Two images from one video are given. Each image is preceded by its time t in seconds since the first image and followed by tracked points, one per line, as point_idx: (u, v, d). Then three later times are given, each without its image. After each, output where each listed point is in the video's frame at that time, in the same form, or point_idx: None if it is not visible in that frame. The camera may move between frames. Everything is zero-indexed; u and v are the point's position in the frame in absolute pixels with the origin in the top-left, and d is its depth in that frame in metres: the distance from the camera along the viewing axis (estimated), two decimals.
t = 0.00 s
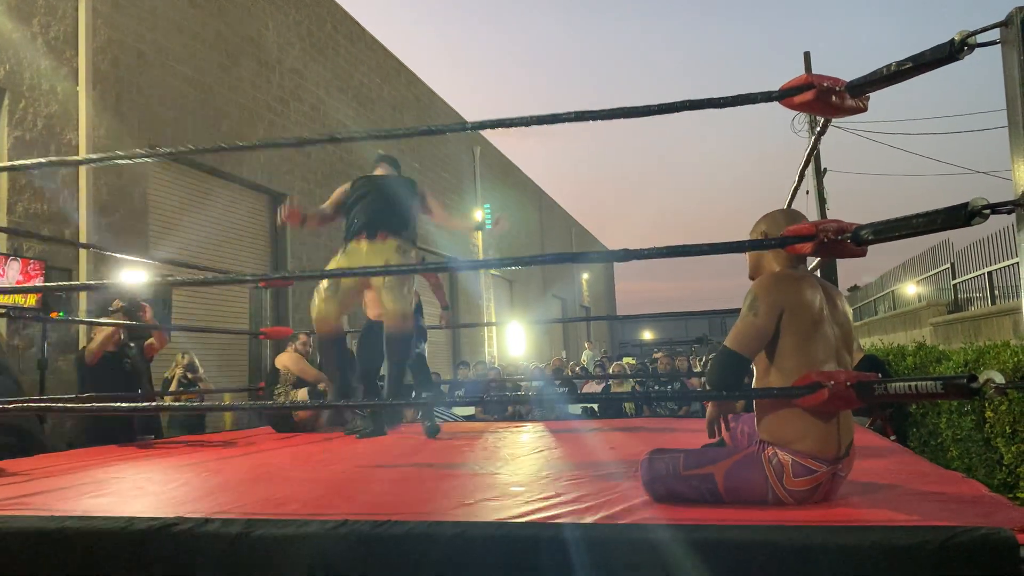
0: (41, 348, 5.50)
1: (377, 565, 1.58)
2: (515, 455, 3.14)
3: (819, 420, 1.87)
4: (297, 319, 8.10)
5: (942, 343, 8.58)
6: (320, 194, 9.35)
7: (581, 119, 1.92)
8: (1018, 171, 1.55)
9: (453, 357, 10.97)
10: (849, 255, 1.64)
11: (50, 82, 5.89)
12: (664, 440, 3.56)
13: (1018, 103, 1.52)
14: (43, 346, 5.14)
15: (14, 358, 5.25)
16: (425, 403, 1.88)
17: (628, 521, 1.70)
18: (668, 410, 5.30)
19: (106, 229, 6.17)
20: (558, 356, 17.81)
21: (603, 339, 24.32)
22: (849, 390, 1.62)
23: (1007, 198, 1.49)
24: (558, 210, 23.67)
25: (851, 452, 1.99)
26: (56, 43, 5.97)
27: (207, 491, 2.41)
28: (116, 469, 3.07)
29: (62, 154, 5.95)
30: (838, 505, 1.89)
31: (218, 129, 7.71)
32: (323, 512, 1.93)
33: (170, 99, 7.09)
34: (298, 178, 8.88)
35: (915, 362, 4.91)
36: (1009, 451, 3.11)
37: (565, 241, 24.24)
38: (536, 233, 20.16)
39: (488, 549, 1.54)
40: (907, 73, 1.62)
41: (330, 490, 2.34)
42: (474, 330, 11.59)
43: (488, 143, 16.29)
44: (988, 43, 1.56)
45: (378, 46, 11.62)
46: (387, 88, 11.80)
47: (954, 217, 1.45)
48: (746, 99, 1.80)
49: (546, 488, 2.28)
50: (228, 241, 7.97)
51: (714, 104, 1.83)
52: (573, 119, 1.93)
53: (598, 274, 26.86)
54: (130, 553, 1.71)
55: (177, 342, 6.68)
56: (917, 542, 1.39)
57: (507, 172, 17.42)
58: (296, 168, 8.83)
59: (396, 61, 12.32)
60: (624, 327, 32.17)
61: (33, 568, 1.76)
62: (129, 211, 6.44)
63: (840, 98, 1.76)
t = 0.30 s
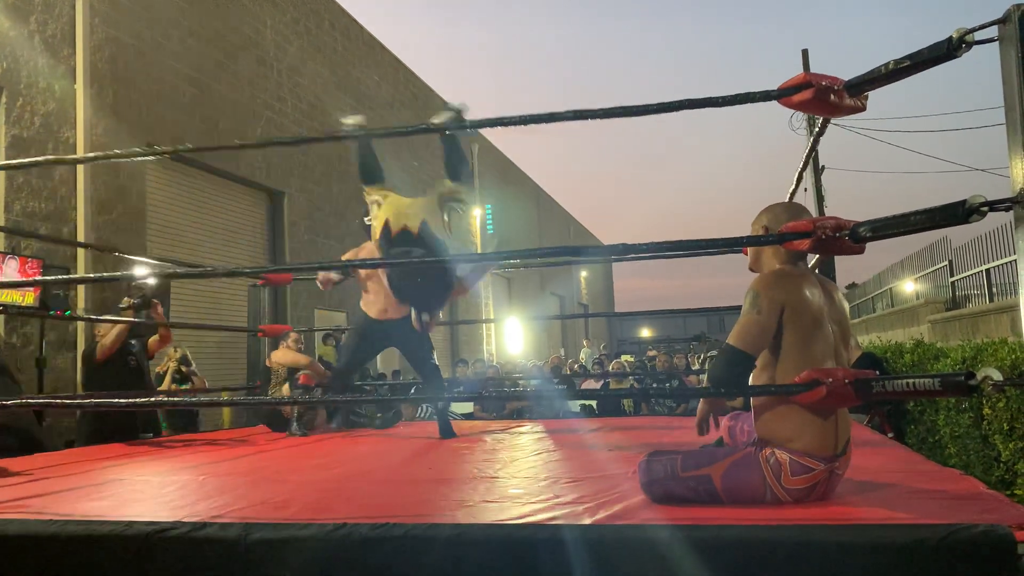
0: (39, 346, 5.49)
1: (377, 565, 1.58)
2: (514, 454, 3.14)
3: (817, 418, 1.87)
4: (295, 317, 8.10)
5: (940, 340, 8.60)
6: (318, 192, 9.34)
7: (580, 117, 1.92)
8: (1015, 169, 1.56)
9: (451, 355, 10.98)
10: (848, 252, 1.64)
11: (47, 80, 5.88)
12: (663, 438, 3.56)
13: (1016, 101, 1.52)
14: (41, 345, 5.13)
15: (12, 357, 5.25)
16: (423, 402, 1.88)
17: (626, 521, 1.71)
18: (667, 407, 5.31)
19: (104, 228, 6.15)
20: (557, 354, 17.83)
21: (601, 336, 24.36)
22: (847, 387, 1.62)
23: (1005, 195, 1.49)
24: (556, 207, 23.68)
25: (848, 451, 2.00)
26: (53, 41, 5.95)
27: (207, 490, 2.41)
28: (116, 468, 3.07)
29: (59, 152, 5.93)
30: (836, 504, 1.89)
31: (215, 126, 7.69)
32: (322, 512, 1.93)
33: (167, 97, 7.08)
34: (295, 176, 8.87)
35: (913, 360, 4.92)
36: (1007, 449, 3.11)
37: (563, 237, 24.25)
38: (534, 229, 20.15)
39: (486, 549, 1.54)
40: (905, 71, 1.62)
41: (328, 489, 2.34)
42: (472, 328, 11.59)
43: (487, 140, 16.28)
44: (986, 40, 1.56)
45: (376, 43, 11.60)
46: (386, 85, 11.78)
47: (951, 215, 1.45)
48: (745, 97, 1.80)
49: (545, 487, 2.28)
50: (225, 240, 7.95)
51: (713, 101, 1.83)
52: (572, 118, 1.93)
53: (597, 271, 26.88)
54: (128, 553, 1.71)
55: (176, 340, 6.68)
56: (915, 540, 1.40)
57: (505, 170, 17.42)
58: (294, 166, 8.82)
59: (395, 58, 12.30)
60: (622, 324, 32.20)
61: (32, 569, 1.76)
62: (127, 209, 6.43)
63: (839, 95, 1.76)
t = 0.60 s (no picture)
0: (37, 346, 5.49)
1: (376, 564, 1.58)
2: (512, 452, 3.14)
3: (815, 417, 1.87)
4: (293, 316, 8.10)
5: (938, 338, 8.62)
6: (316, 190, 9.34)
7: (578, 115, 1.92)
8: (1013, 166, 1.56)
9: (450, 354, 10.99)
10: (845, 250, 1.64)
11: (45, 79, 5.86)
12: (661, 437, 3.57)
13: (1012, 98, 1.52)
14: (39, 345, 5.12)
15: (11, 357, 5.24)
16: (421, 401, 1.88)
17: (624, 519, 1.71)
18: (665, 406, 5.32)
19: (101, 227, 6.14)
20: (556, 353, 17.85)
21: (599, 335, 24.37)
22: (844, 385, 1.62)
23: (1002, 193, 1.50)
24: (554, 206, 23.69)
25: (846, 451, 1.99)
26: (51, 40, 5.93)
27: (206, 490, 2.41)
28: (115, 468, 3.07)
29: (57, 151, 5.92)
30: (834, 502, 1.89)
31: (213, 125, 7.67)
32: (321, 511, 1.93)
33: (165, 96, 7.06)
34: (293, 175, 8.86)
35: (911, 357, 4.93)
36: (1004, 446, 3.13)
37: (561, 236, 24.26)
38: (532, 228, 20.16)
39: (485, 549, 1.54)
40: (903, 68, 1.62)
41: (327, 489, 2.34)
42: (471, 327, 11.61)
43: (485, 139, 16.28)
44: (984, 37, 1.56)
45: (373, 43, 11.60)
46: (383, 84, 11.77)
47: (950, 214, 1.45)
48: (743, 94, 1.80)
49: (543, 485, 2.28)
50: (223, 239, 7.94)
51: (711, 98, 1.83)
52: (569, 115, 1.93)
53: (594, 269, 26.89)
54: (127, 552, 1.71)
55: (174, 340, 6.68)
56: (913, 538, 1.40)
57: (503, 169, 17.42)
58: (291, 165, 8.81)
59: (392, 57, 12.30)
60: (620, 323, 32.23)
61: (32, 568, 1.76)
62: (125, 209, 6.42)
63: (836, 93, 1.76)
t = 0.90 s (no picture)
0: (35, 346, 5.48)
1: (374, 565, 1.58)
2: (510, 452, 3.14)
3: (814, 415, 1.87)
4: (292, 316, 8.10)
5: (937, 337, 8.63)
6: (314, 190, 9.33)
7: (576, 116, 1.92)
8: (1010, 165, 1.56)
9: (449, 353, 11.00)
10: (842, 249, 1.64)
11: (42, 79, 5.85)
12: (660, 436, 3.57)
13: (1009, 97, 1.53)
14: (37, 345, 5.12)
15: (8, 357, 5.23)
16: (420, 401, 1.88)
17: (622, 519, 1.71)
18: (664, 405, 5.33)
19: (100, 227, 6.14)
20: (555, 352, 17.86)
21: (597, 334, 24.36)
22: (843, 384, 1.62)
23: (1000, 193, 1.50)
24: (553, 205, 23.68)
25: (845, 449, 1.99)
26: (48, 40, 5.92)
27: (204, 490, 2.41)
28: (114, 468, 3.07)
29: (55, 152, 5.91)
30: (833, 501, 1.89)
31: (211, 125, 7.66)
32: (320, 511, 1.93)
33: (163, 96, 7.06)
34: (292, 175, 8.86)
35: (910, 356, 4.94)
36: (1003, 445, 3.13)
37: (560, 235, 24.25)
38: (530, 227, 20.15)
39: (483, 548, 1.55)
40: (901, 68, 1.63)
41: (326, 489, 2.34)
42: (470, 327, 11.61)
43: (483, 138, 16.28)
44: (981, 37, 1.56)
45: (372, 42, 11.60)
46: (382, 84, 11.77)
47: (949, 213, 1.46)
48: (741, 95, 1.80)
49: (541, 485, 2.28)
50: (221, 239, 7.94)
51: (707, 100, 1.83)
52: (568, 117, 1.93)
53: (593, 268, 26.89)
54: (125, 553, 1.71)
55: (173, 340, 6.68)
56: (912, 537, 1.40)
57: (501, 168, 17.42)
58: (290, 165, 8.81)
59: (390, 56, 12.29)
60: (619, 322, 32.24)
61: (31, 569, 1.77)
62: (123, 209, 6.41)
63: (834, 93, 1.76)
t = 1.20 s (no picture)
0: (34, 346, 5.48)
1: (373, 562, 1.58)
2: (510, 451, 3.14)
3: (813, 415, 1.87)
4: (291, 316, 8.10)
5: (935, 335, 8.65)
6: (313, 190, 9.33)
7: (574, 113, 1.92)
8: (1008, 164, 1.57)
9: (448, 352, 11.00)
10: (840, 247, 1.65)
11: (41, 79, 5.84)
12: (659, 435, 3.58)
13: (1008, 95, 1.53)
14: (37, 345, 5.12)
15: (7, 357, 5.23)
16: (420, 400, 1.88)
17: (621, 516, 1.71)
18: (663, 404, 5.34)
19: (99, 226, 6.14)
20: (554, 351, 17.88)
21: (597, 332, 24.36)
22: (842, 384, 1.63)
23: (998, 191, 1.50)
24: (552, 204, 23.67)
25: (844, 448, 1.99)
26: (47, 40, 5.92)
27: (203, 489, 2.41)
28: (113, 468, 3.07)
29: (54, 151, 5.91)
30: (832, 499, 1.89)
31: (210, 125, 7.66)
32: (319, 510, 1.93)
33: (162, 96, 7.05)
34: (291, 175, 8.85)
35: (909, 355, 4.94)
36: (1002, 444, 3.14)
37: (559, 233, 24.25)
38: (529, 225, 20.12)
39: (483, 545, 1.55)
40: (899, 66, 1.63)
41: (325, 487, 2.34)
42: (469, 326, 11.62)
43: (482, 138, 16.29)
44: (980, 35, 1.57)
45: (371, 41, 11.60)
46: (381, 83, 11.77)
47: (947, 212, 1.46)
48: (739, 93, 1.80)
49: (540, 483, 2.27)
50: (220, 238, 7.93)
51: (706, 98, 1.83)
52: (567, 115, 1.93)
53: (593, 267, 26.88)
54: (124, 551, 1.71)
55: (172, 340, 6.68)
56: (911, 535, 1.40)
57: (501, 167, 17.44)
58: (289, 165, 8.81)
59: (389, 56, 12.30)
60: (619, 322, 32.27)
61: (30, 567, 1.77)
62: (122, 208, 6.40)
63: (833, 91, 1.76)
